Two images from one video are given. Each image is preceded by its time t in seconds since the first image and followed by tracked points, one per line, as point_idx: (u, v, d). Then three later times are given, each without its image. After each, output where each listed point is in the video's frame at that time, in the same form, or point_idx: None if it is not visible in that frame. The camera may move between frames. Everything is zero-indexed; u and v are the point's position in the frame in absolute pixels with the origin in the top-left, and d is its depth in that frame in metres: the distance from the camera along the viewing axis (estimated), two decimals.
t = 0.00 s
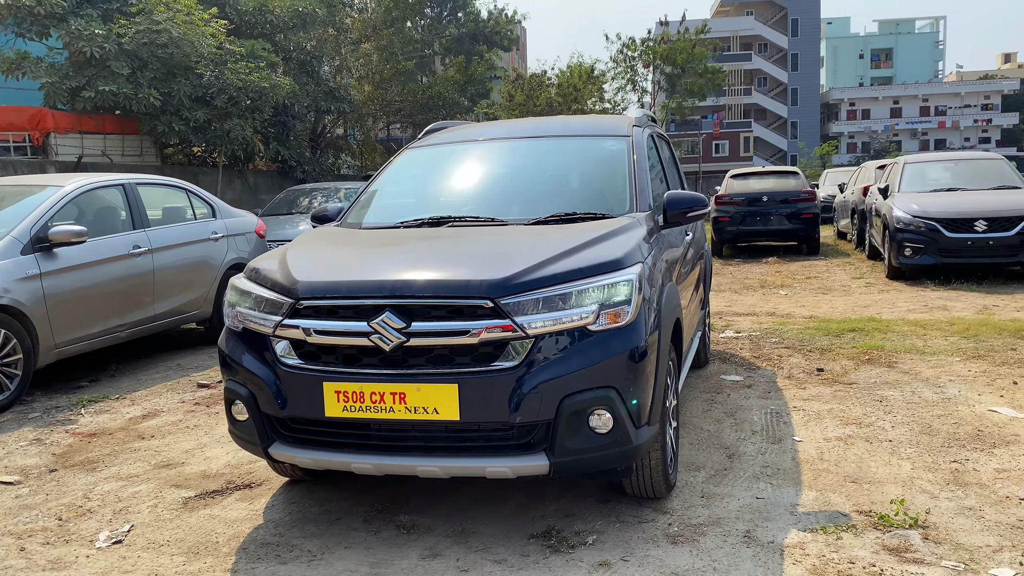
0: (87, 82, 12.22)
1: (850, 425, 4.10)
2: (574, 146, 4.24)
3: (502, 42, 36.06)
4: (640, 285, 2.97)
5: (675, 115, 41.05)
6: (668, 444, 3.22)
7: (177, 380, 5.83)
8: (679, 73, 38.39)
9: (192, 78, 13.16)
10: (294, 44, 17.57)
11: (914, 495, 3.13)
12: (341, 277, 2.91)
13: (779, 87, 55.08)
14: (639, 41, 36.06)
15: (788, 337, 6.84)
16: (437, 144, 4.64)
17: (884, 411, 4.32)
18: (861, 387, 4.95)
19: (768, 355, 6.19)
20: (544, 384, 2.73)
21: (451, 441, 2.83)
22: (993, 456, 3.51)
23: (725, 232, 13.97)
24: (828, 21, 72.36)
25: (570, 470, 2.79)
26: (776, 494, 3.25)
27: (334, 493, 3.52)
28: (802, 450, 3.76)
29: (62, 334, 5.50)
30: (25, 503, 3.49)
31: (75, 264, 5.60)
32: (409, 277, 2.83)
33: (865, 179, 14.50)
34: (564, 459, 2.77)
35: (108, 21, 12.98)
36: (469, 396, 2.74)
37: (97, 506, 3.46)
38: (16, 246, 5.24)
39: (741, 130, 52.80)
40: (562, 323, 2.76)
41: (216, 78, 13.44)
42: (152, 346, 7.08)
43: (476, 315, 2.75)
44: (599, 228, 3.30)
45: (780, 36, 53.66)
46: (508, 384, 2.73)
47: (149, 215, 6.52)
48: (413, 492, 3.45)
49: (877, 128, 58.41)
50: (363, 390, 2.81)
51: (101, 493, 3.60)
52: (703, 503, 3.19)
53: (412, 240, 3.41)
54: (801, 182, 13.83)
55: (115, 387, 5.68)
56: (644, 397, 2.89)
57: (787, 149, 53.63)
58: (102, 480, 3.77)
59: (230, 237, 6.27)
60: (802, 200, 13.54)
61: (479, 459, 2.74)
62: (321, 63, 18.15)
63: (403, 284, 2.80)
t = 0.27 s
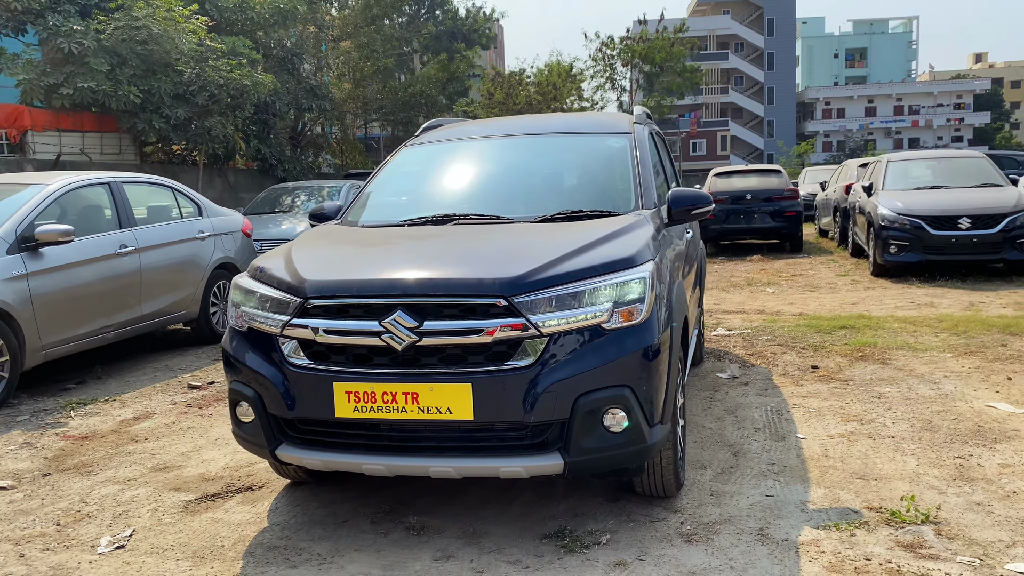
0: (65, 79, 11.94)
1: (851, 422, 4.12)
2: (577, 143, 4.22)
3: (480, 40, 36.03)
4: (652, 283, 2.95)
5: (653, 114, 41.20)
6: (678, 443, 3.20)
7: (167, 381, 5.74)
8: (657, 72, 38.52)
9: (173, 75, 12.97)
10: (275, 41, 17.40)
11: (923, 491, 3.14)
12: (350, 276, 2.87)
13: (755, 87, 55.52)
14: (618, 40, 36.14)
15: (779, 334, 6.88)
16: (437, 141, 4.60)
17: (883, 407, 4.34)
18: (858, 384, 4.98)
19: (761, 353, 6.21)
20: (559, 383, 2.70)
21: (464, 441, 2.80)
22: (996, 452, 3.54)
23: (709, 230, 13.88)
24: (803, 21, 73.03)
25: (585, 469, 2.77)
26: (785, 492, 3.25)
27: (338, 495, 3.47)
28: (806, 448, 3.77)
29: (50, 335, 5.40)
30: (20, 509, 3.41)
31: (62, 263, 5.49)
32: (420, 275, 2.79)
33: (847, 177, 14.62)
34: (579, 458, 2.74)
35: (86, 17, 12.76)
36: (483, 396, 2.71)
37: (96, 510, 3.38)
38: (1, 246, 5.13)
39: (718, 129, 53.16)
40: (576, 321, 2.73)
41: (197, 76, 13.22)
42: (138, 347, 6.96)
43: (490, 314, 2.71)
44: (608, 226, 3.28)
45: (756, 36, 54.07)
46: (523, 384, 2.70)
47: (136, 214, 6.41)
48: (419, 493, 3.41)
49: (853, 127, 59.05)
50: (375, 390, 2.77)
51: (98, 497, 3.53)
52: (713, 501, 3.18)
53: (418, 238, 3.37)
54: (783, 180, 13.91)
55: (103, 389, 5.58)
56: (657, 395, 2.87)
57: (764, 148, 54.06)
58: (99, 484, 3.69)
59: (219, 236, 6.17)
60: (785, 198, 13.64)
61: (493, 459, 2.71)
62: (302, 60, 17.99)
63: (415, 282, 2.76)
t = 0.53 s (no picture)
0: (44, 75, 11.68)
1: (853, 416, 4.13)
2: (580, 138, 4.20)
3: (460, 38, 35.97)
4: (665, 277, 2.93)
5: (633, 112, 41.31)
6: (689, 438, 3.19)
7: (157, 380, 5.64)
8: (636, 70, 38.62)
9: (155, 71, 12.78)
10: (257, 37, 17.23)
11: (932, 484, 3.15)
12: (361, 271, 2.82)
13: (732, 85, 55.89)
14: (597, 38, 36.19)
15: (772, 330, 6.90)
16: (437, 136, 4.55)
17: (884, 401, 4.36)
18: (855, 378, 5.01)
19: (756, 348, 6.23)
20: (574, 378, 2.68)
21: (478, 438, 2.76)
22: (1000, 444, 3.56)
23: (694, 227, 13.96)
24: (780, 20, 73.64)
25: (601, 465, 2.74)
26: (795, 486, 3.25)
27: (344, 494, 3.42)
28: (811, 442, 3.77)
29: (38, 335, 5.30)
30: (16, 512, 3.33)
31: (50, 261, 5.39)
32: (433, 270, 2.75)
33: (830, 174, 14.72)
34: (595, 454, 2.72)
35: (65, 12, 12.55)
36: (498, 392, 2.67)
37: (95, 512, 3.31)
38: None
39: (697, 127, 53.47)
40: (591, 316, 2.71)
41: (180, 72, 13.03)
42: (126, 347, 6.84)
43: (505, 309, 2.68)
44: (617, 220, 3.25)
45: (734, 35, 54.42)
46: (538, 379, 2.67)
47: (123, 211, 6.30)
48: (426, 492, 3.37)
49: (829, 125, 59.66)
50: (387, 387, 2.73)
51: (96, 499, 3.45)
52: (724, 496, 3.17)
53: (425, 233, 3.33)
54: (767, 177, 13.99)
55: (93, 389, 5.48)
56: (671, 390, 2.85)
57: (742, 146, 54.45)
58: (96, 485, 3.61)
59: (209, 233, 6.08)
60: (769, 195, 13.71)
61: (508, 455, 2.67)
62: (285, 57, 17.83)
63: (427, 277, 2.72)
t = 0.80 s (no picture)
0: (24, 72, 11.46)
1: (858, 411, 4.13)
2: (585, 132, 4.17)
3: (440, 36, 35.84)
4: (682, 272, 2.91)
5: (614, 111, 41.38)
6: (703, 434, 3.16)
7: (150, 380, 5.54)
8: (616, 69, 38.68)
9: (137, 68, 12.59)
10: (240, 33, 17.06)
11: (945, 478, 3.15)
12: (374, 267, 2.77)
13: (710, 84, 56.16)
14: (578, 37, 36.20)
15: (767, 325, 6.91)
16: (438, 131, 4.50)
17: (888, 396, 4.37)
18: (855, 373, 5.02)
19: (753, 344, 6.23)
20: (595, 374, 2.64)
21: (496, 436, 2.72)
22: (1007, 438, 3.58)
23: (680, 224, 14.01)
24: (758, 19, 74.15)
25: (621, 462, 2.71)
26: (808, 481, 3.24)
27: (352, 494, 3.36)
28: (820, 437, 3.76)
29: (28, 335, 5.19)
30: (15, 516, 3.24)
31: (40, 259, 5.27)
32: (449, 266, 2.70)
33: (814, 171, 14.82)
34: (615, 451, 2.69)
35: (44, 8, 12.33)
36: (517, 389, 2.63)
37: (97, 515, 3.23)
38: None
39: (677, 125, 53.69)
40: (610, 311, 2.67)
41: (163, 69, 12.88)
42: (114, 347, 6.72)
43: (523, 304, 2.64)
44: (630, 215, 3.22)
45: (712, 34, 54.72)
46: (557, 376, 2.63)
47: (113, 209, 6.18)
48: (437, 491, 3.32)
49: (807, 124, 60.16)
50: (402, 384, 2.68)
51: (97, 501, 3.37)
52: (739, 493, 3.15)
53: (435, 228, 3.27)
54: (752, 174, 14.05)
55: (84, 390, 5.37)
56: (690, 386, 2.82)
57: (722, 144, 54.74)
58: (95, 488, 3.53)
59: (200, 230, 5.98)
60: (755, 192, 13.78)
61: (527, 453, 2.63)
62: (268, 54, 17.65)
63: (444, 273, 2.67)
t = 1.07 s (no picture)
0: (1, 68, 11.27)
1: (861, 407, 4.14)
2: (588, 128, 4.13)
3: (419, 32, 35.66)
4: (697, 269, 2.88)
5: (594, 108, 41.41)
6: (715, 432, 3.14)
7: (140, 381, 5.44)
8: (596, 66, 38.70)
9: (117, 63, 12.38)
10: (220, 28, 16.85)
11: (954, 473, 3.16)
12: (385, 265, 2.71)
13: (688, 81, 56.39)
14: (558, 34, 36.17)
15: (760, 322, 6.92)
16: (439, 126, 4.44)
17: (888, 392, 4.38)
18: (853, 368, 5.04)
19: (748, 340, 6.24)
20: (612, 373, 2.61)
21: (511, 435, 2.68)
22: (1012, 432, 3.60)
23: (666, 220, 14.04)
24: (735, 17, 74.57)
25: (638, 461, 2.68)
26: (819, 478, 3.23)
27: (358, 495, 3.31)
28: (825, 434, 3.76)
29: (14, 337, 5.08)
30: (12, 522, 3.15)
31: (26, 259, 5.16)
32: (463, 263, 2.65)
33: (798, 167, 14.90)
34: (632, 450, 2.66)
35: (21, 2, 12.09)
36: (534, 388, 2.59)
37: (97, 520, 3.15)
38: None
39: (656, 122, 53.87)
40: (627, 308, 2.64)
41: (143, 64, 12.69)
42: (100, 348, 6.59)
43: (539, 302, 2.60)
44: (641, 212, 3.19)
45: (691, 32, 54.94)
46: (574, 374, 2.59)
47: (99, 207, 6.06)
48: (445, 492, 3.27)
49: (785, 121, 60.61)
50: (416, 384, 2.63)
51: (96, 506, 3.29)
52: (750, 490, 3.14)
53: (443, 225, 3.23)
54: (737, 170, 14.10)
55: (72, 391, 5.26)
56: (706, 384, 2.80)
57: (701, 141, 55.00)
58: (93, 492, 3.44)
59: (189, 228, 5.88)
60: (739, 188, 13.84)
61: (544, 453, 2.59)
62: (248, 50, 17.45)
63: (458, 270, 2.63)
